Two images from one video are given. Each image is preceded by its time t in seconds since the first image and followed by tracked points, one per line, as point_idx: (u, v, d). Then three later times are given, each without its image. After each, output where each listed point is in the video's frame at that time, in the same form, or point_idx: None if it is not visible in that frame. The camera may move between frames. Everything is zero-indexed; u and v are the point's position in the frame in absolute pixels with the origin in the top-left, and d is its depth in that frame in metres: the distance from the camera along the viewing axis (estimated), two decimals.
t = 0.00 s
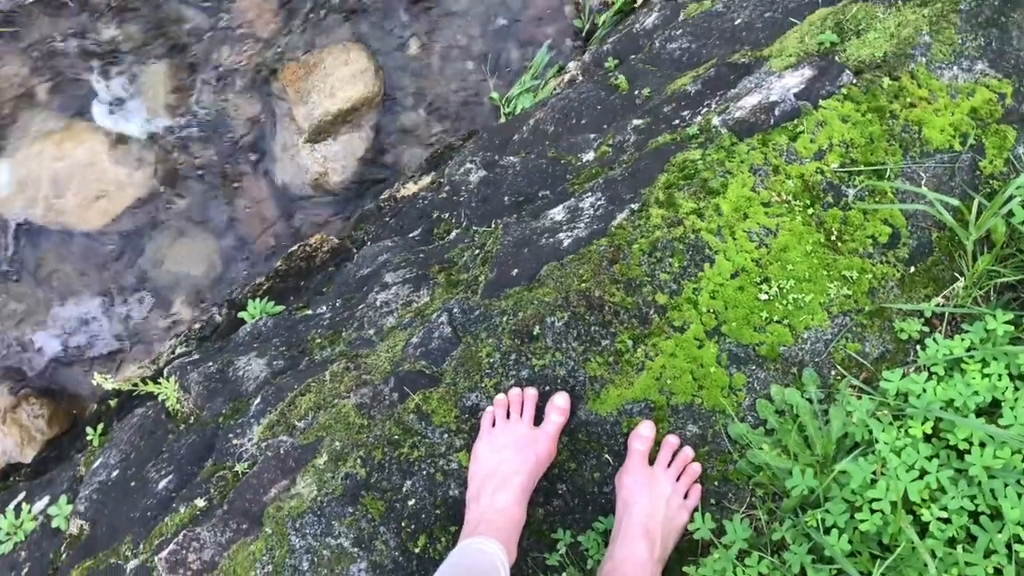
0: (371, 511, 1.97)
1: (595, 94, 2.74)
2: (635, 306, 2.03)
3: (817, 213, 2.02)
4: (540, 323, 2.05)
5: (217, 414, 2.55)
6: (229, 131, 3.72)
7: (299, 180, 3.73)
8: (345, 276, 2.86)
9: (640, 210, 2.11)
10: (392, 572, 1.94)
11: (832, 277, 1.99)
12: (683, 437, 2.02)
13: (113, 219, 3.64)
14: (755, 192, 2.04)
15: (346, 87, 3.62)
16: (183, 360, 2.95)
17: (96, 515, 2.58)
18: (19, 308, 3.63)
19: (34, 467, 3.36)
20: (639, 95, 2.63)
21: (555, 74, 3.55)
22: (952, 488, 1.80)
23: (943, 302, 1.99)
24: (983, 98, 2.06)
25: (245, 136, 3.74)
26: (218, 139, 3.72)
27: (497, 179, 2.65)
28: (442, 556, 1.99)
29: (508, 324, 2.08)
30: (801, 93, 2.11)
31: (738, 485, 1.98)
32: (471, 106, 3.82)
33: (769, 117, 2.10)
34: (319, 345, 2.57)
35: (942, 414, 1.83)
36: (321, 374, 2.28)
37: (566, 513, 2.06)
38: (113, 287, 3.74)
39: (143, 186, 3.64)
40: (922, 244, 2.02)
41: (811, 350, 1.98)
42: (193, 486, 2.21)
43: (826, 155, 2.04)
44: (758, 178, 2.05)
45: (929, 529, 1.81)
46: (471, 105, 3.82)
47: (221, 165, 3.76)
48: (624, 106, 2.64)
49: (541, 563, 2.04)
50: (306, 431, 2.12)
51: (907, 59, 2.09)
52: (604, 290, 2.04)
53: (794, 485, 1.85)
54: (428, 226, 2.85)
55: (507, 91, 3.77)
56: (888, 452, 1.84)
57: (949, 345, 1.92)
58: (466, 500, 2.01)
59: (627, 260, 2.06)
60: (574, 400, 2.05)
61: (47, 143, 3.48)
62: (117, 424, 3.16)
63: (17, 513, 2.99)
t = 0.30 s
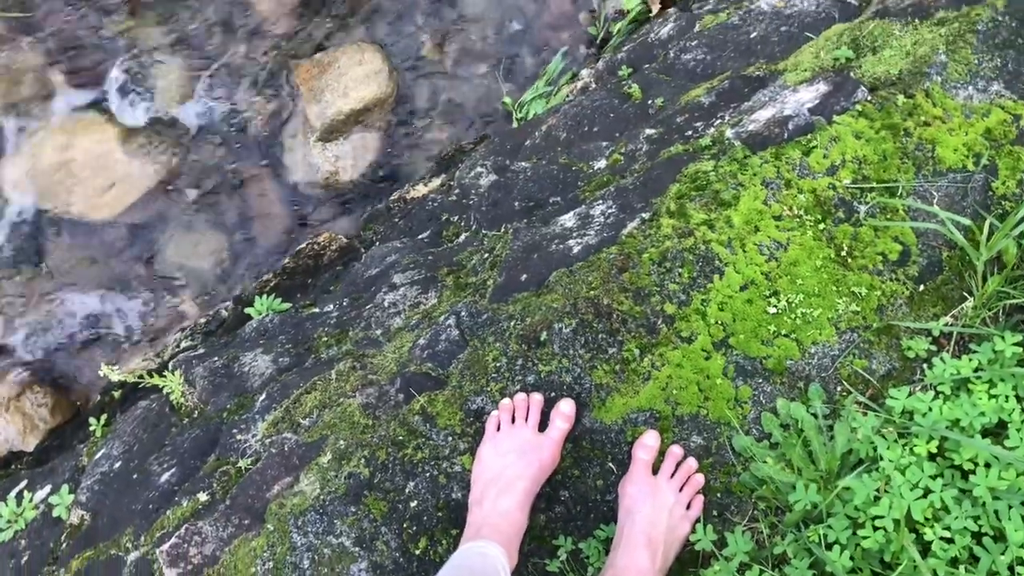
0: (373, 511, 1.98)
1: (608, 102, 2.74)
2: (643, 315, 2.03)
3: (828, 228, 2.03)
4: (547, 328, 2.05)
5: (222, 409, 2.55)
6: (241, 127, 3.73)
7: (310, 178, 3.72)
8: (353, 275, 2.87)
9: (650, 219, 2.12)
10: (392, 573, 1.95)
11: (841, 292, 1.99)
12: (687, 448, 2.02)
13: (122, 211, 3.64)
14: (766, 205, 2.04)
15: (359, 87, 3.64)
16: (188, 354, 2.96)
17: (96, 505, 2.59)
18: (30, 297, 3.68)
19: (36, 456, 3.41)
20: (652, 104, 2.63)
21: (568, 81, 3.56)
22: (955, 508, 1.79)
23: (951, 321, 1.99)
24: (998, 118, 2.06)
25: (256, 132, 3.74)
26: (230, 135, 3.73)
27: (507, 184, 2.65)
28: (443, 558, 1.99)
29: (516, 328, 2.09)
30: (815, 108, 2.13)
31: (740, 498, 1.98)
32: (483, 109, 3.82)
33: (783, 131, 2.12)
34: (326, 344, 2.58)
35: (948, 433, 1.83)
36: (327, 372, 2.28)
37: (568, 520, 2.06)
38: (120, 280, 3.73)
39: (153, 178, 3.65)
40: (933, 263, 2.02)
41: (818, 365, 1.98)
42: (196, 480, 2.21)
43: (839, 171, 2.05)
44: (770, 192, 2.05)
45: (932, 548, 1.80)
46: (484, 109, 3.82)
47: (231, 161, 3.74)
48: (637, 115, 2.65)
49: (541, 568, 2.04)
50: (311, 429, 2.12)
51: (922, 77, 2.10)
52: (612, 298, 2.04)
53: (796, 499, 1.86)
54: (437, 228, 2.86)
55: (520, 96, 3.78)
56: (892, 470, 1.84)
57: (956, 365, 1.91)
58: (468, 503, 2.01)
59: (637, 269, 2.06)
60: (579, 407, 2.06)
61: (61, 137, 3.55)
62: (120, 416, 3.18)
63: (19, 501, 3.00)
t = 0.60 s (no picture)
0: (379, 509, 1.98)
1: (626, 111, 2.75)
2: (655, 325, 2.04)
3: (844, 245, 2.03)
4: (559, 334, 2.06)
5: (231, 402, 2.57)
6: (258, 123, 3.76)
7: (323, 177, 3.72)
8: (365, 274, 2.89)
9: (666, 229, 2.12)
10: (396, 572, 1.95)
11: (854, 310, 2.00)
12: (694, 459, 2.02)
13: (137, 201, 3.67)
14: (783, 220, 2.05)
15: (377, 88, 3.67)
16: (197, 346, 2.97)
17: (100, 493, 2.58)
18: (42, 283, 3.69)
19: (40, 441, 3.36)
20: (671, 115, 2.64)
21: (585, 88, 3.59)
22: (962, 531, 1.79)
23: (964, 344, 1.99)
24: (1019, 142, 2.06)
25: (273, 128, 3.77)
26: (247, 129, 3.76)
27: (522, 189, 2.67)
28: (447, 560, 1.99)
29: (527, 333, 2.09)
30: (835, 126, 2.13)
31: (746, 511, 1.98)
32: (500, 114, 3.83)
33: (802, 147, 2.12)
34: (336, 341, 2.60)
35: (957, 455, 1.83)
36: (337, 369, 2.29)
37: (573, 526, 2.06)
38: (130, 269, 3.74)
39: (168, 170, 3.70)
40: (947, 285, 2.03)
41: (828, 382, 1.98)
42: (202, 472, 2.22)
43: (856, 189, 2.05)
44: (787, 207, 2.06)
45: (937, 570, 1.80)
46: (500, 113, 3.84)
47: (247, 156, 3.77)
48: (655, 126, 2.65)
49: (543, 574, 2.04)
50: (320, 425, 2.13)
51: (943, 99, 2.11)
52: (626, 306, 2.05)
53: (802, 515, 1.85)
54: (449, 231, 2.87)
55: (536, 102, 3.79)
56: (900, 489, 1.84)
57: (968, 387, 1.91)
58: (474, 506, 2.01)
59: (651, 279, 2.07)
60: (588, 414, 2.06)
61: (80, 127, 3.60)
62: (127, 405, 3.19)
63: (23, 486, 3.01)
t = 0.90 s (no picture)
0: (383, 509, 1.99)
1: (644, 124, 2.76)
2: (667, 337, 2.04)
3: (858, 266, 2.03)
4: (570, 343, 2.06)
5: (238, 397, 2.57)
6: (276, 120, 3.79)
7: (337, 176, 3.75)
8: (376, 275, 2.90)
9: (681, 243, 2.13)
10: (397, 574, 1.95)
11: (866, 331, 2.00)
12: (700, 474, 2.02)
13: (153, 193, 3.71)
14: (798, 239, 2.05)
15: (395, 90, 3.70)
16: (205, 339, 2.98)
17: (105, 482, 2.60)
18: (54, 270, 3.72)
19: (45, 428, 3.40)
20: (688, 130, 2.64)
21: (603, 99, 3.64)
22: (968, 557, 1.78)
23: (975, 370, 1.99)
24: None
25: (290, 126, 3.79)
26: (265, 126, 3.79)
27: (537, 197, 2.66)
28: (448, 563, 1.99)
29: (538, 340, 2.09)
30: (855, 146, 2.13)
31: (750, 528, 1.98)
32: (517, 121, 3.85)
33: (820, 166, 2.12)
34: (346, 340, 2.61)
35: (965, 481, 1.82)
36: (347, 367, 2.30)
37: (576, 536, 2.06)
38: (142, 260, 3.76)
39: (184, 164, 3.73)
40: (960, 310, 2.02)
41: (838, 402, 1.98)
42: (208, 464, 2.22)
43: (873, 211, 2.05)
44: (803, 226, 2.06)
45: None
46: (517, 120, 3.85)
47: (263, 152, 3.80)
48: (673, 139, 2.66)
49: None
50: (328, 423, 2.14)
51: (963, 125, 2.11)
52: (638, 318, 2.06)
53: (807, 534, 1.85)
54: (462, 235, 2.88)
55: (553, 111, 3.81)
56: (906, 513, 1.84)
57: (978, 414, 1.91)
58: (479, 510, 2.02)
59: (664, 291, 2.07)
60: (596, 424, 2.06)
61: (100, 117, 3.65)
62: (133, 395, 3.20)
63: (27, 471, 3.02)
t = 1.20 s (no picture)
0: (389, 512, 2.00)
1: (663, 141, 2.77)
2: (679, 354, 2.05)
3: (873, 291, 2.04)
4: (582, 354, 2.08)
5: (247, 394, 2.58)
6: (295, 121, 3.82)
7: (353, 178, 3.78)
8: (389, 279, 2.92)
9: (697, 260, 2.14)
10: None
11: (878, 357, 2.00)
12: (707, 491, 2.02)
13: (170, 186, 3.72)
14: (814, 261, 2.06)
15: (415, 97, 3.76)
16: (216, 335, 3.00)
17: (111, 472, 2.58)
18: (67, 260, 3.73)
19: (52, 416, 3.42)
20: (707, 148, 2.66)
21: (621, 115, 3.66)
22: None
23: (986, 400, 1.99)
24: None
25: (309, 128, 3.82)
26: (284, 127, 3.82)
27: (553, 209, 2.67)
28: (452, 569, 1.99)
29: (550, 350, 2.11)
30: (874, 172, 2.14)
31: (754, 548, 1.99)
32: (534, 133, 3.88)
33: (838, 190, 2.13)
34: (357, 342, 2.62)
35: (973, 511, 1.82)
36: (358, 369, 2.31)
37: (580, 548, 2.06)
38: (156, 254, 3.79)
39: (203, 160, 3.74)
40: (973, 339, 2.03)
41: (847, 426, 1.98)
42: (216, 459, 2.22)
43: (890, 237, 2.06)
44: (819, 249, 2.07)
45: None
46: (534, 131, 3.88)
47: (281, 153, 3.83)
48: (691, 157, 2.67)
49: None
50: (337, 423, 2.15)
51: (983, 155, 2.12)
52: (651, 333, 2.07)
53: (812, 557, 1.86)
54: (476, 243, 2.89)
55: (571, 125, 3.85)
56: (912, 539, 1.84)
57: (988, 444, 1.91)
58: (485, 518, 2.02)
59: (678, 307, 2.08)
60: (605, 437, 2.06)
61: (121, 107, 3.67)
62: (142, 388, 3.23)
63: (33, 459, 3.03)
